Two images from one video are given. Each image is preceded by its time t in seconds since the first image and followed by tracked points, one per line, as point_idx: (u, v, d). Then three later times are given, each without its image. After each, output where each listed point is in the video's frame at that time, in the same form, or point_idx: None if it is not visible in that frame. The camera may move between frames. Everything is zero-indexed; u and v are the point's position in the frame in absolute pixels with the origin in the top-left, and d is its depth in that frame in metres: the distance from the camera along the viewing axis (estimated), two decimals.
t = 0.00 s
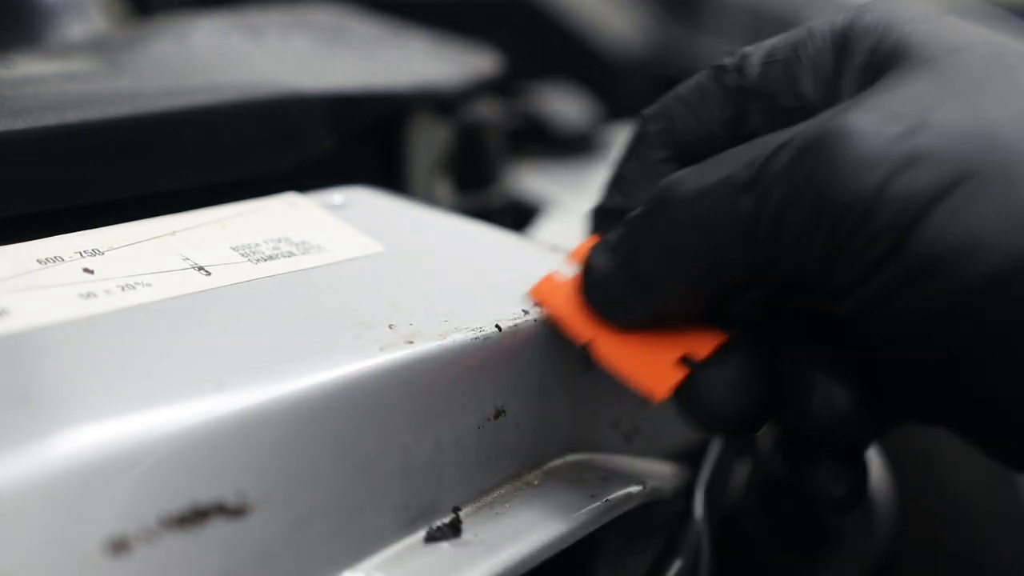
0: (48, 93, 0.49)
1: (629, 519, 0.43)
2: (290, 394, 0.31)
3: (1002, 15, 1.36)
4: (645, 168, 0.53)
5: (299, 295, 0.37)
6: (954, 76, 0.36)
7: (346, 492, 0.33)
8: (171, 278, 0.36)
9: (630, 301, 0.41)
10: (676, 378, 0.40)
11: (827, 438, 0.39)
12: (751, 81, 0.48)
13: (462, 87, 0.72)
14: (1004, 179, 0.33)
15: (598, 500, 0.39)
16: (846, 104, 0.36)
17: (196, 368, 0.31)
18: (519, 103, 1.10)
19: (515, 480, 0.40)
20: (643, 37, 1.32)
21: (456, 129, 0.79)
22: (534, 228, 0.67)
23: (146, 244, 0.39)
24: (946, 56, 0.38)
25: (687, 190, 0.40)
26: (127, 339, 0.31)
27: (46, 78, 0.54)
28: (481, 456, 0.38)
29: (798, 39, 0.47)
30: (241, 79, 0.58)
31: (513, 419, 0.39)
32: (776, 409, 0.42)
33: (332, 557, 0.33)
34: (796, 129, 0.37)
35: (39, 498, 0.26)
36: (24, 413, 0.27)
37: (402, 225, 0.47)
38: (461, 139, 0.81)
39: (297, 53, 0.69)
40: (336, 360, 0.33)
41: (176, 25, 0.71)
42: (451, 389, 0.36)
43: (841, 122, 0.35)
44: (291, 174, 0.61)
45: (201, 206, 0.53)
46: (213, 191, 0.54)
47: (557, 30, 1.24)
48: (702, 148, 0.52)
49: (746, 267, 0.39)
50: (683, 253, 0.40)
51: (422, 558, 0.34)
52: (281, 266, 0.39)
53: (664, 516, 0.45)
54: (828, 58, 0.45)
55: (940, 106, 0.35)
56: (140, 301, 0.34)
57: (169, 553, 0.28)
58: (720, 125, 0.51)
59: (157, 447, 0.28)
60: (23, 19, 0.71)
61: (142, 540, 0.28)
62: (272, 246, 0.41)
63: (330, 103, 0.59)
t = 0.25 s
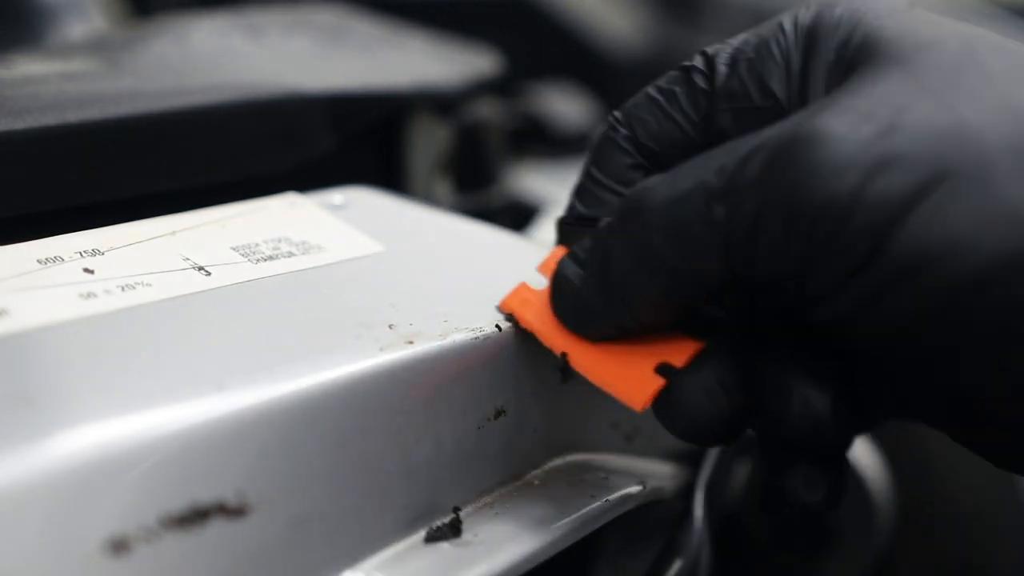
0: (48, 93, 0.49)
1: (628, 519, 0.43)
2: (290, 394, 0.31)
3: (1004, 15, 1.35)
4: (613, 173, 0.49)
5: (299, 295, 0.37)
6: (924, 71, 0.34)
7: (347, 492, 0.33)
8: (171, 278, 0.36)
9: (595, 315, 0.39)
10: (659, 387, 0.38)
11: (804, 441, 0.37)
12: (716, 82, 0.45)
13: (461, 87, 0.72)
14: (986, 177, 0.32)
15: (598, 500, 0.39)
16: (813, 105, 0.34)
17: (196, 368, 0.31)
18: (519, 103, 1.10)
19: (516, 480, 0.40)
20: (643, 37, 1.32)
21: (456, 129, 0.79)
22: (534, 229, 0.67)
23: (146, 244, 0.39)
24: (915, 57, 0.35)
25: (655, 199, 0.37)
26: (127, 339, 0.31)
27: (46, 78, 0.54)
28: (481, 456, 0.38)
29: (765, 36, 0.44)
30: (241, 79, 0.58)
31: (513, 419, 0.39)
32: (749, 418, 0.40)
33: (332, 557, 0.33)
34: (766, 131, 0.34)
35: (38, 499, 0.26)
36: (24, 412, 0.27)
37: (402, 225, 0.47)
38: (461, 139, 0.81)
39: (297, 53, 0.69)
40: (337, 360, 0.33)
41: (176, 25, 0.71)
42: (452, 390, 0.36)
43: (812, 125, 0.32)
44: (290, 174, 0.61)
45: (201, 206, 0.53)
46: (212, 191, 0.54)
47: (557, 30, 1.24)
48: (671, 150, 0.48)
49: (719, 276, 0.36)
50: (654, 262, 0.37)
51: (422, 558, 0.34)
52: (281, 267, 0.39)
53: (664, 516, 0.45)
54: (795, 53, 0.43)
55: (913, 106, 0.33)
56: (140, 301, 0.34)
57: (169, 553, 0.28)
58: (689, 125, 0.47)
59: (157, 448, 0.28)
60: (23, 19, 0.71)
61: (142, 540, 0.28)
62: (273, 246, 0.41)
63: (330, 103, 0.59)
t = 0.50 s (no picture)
0: (48, 93, 0.49)
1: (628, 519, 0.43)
2: (290, 394, 0.31)
3: (1005, 15, 1.35)
4: (595, 174, 0.46)
5: (300, 295, 0.37)
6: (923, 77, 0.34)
7: (347, 492, 0.33)
8: (171, 278, 0.36)
9: (575, 325, 0.37)
10: (637, 396, 0.37)
11: (778, 459, 0.38)
12: (694, 88, 0.43)
13: (461, 87, 0.72)
14: (973, 200, 0.31)
15: (598, 500, 0.40)
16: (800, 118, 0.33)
17: (196, 368, 0.31)
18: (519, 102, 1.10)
19: (516, 480, 0.40)
20: (643, 37, 1.32)
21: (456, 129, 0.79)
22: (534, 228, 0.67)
23: (146, 244, 0.39)
24: (896, 70, 0.34)
25: (637, 210, 0.36)
26: (127, 339, 0.31)
27: (46, 78, 0.54)
28: (481, 456, 0.38)
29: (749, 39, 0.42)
30: (241, 79, 0.58)
31: (513, 420, 0.39)
32: (725, 429, 0.41)
33: (332, 557, 0.33)
34: (752, 143, 0.33)
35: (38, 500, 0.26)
36: (24, 412, 0.27)
37: (402, 225, 0.47)
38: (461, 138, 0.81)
39: (297, 53, 0.69)
40: (337, 360, 0.33)
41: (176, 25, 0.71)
42: (452, 390, 0.36)
43: (798, 144, 0.31)
44: (290, 174, 0.60)
45: (201, 206, 0.53)
46: (212, 191, 0.54)
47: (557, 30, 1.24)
48: (652, 154, 0.45)
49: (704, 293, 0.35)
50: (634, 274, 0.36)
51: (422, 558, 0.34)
52: (281, 267, 0.39)
53: (664, 516, 0.45)
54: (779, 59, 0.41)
55: (902, 121, 0.32)
56: (140, 301, 0.34)
57: (169, 553, 0.28)
58: (672, 130, 0.44)
59: (157, 448, 0.28)
60: (23, 19, 0.71)
61: (142, 540, 0.28)
62: (272, 246, 0.41)
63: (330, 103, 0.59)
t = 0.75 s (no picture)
0: (48, 93, 0.49)
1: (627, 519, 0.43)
2: (290, 394, 0.31)
3: (1005, 17, 1.36)
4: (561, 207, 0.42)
5: (300, 295, 0.37)
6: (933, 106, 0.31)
7: (347, 492, 0.33)
8: (171, 278, 0.36)
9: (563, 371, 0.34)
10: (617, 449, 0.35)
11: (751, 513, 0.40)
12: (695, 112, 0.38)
13: (461, 87, 0.72)
14: (986, 259, 0.27)
15: (598, 500, 0.40)
16: (793, 165, 0.30)
17: (196, 368, 0.31)
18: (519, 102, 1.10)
19: (516, 480, 0.40)
20: (644, 37, 1.33)
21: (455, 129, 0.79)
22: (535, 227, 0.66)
23: (146, 244, 0.39)
24: (907, 109, 0.30)
25: (634, 260, 0.32)
26: (127, 339, 0.31)
27: (46, 78, 0.54)
28: (481, 457, 0.38)
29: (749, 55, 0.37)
30: (240, 79, 0.58)
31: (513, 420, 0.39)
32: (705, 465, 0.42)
33: (332, 557, 0.33)
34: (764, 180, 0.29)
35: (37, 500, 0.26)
36: (24, 412, 0.27)
37: (402, 225, 0.47)
38: (461, 139, 0.81)
39: (297, 53, 0.69)
40: (337, 360, 0.33)
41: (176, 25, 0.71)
42: (452, 390, 0.36)
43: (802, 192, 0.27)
44: (290, 174, 0.60)
45: (201, 206, 0.53)
46: (212, 191, 0.54)
47: (557, 30, 1.24)
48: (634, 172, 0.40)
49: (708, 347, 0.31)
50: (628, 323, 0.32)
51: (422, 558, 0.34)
52: (281, 266, 0.39)
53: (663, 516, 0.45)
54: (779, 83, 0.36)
55: (904, 177, 0.28)
56: (140, 301, 0.34)
57: (168, 552, 0.28)
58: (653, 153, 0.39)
59: (156, 447, 0.28)
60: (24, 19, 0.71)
61: (142, 540, 0.28)
62: (273, 246, 0.41)
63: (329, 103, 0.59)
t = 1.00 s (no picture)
0: (47, 93, 0.49)
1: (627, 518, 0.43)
2: (290, 394, 0.31)
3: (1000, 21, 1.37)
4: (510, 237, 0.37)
5: (300, 295, 0.37)
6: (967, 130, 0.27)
7: (347, 492, 0.33)
8: (171, 278, 0.36)
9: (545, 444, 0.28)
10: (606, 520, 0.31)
11: None
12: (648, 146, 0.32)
13: (461, 86, 0.72)
14: None
15: (599, 499, 0.39)
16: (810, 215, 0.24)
17: (196, 368, 0.31)
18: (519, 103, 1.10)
19: (516, 480, 0.40)
20: (643, 37, 1.35)
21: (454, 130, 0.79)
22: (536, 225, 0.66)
23: (146, 244, 0.39)
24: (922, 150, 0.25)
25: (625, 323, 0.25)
26: (127, 339, 0.31)
27: (45, 78, 0.54)
28: (480, 457, 0.38)
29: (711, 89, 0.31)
30: (240, 79, 0.58)
31: (513, 420, 0.39)
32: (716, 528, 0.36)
33: (333, 557, 0.32)
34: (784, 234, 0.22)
35: (40, 498, 0.27)
36: (26, 412, 0.28)
37: (402, 224, 0.47)
38: (461, 139, 0.81)
39: (297, 53, 0.69)
40: (336, 360, 0.33)
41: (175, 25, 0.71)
42: (451, 390, 0.36)
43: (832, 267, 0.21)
44: (290, 174, 0.60)
45: (200, 206, 0.53)
46: (212, 191, 0.54)
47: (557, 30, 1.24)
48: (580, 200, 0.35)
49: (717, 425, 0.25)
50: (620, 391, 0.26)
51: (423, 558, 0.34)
52: (281, 266, 0.39)
53: (663, 516, 0.45)
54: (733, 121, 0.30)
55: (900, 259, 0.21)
56: (140, 301, 0.34)
57: (168, 554, 0.28)
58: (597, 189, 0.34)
59: (156, 447, 0.28)
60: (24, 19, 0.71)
61: (142, 540, 0.28)
62: (273, 246, 0.41)
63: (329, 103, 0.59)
